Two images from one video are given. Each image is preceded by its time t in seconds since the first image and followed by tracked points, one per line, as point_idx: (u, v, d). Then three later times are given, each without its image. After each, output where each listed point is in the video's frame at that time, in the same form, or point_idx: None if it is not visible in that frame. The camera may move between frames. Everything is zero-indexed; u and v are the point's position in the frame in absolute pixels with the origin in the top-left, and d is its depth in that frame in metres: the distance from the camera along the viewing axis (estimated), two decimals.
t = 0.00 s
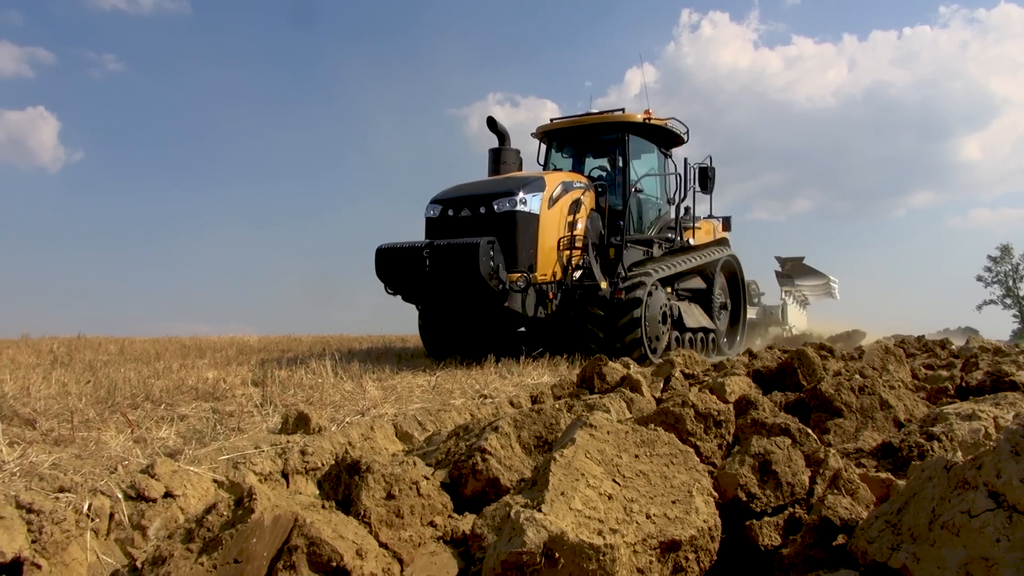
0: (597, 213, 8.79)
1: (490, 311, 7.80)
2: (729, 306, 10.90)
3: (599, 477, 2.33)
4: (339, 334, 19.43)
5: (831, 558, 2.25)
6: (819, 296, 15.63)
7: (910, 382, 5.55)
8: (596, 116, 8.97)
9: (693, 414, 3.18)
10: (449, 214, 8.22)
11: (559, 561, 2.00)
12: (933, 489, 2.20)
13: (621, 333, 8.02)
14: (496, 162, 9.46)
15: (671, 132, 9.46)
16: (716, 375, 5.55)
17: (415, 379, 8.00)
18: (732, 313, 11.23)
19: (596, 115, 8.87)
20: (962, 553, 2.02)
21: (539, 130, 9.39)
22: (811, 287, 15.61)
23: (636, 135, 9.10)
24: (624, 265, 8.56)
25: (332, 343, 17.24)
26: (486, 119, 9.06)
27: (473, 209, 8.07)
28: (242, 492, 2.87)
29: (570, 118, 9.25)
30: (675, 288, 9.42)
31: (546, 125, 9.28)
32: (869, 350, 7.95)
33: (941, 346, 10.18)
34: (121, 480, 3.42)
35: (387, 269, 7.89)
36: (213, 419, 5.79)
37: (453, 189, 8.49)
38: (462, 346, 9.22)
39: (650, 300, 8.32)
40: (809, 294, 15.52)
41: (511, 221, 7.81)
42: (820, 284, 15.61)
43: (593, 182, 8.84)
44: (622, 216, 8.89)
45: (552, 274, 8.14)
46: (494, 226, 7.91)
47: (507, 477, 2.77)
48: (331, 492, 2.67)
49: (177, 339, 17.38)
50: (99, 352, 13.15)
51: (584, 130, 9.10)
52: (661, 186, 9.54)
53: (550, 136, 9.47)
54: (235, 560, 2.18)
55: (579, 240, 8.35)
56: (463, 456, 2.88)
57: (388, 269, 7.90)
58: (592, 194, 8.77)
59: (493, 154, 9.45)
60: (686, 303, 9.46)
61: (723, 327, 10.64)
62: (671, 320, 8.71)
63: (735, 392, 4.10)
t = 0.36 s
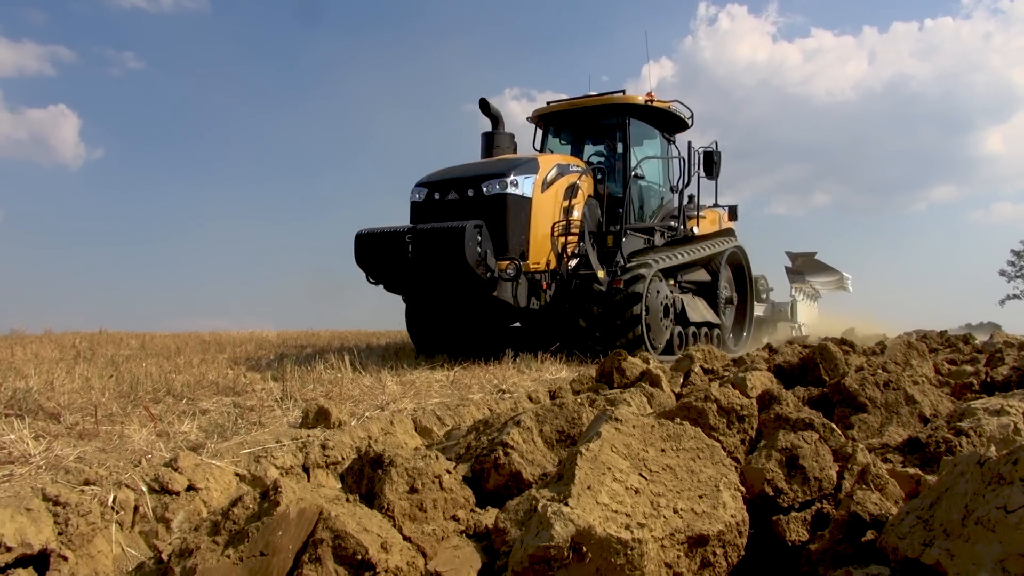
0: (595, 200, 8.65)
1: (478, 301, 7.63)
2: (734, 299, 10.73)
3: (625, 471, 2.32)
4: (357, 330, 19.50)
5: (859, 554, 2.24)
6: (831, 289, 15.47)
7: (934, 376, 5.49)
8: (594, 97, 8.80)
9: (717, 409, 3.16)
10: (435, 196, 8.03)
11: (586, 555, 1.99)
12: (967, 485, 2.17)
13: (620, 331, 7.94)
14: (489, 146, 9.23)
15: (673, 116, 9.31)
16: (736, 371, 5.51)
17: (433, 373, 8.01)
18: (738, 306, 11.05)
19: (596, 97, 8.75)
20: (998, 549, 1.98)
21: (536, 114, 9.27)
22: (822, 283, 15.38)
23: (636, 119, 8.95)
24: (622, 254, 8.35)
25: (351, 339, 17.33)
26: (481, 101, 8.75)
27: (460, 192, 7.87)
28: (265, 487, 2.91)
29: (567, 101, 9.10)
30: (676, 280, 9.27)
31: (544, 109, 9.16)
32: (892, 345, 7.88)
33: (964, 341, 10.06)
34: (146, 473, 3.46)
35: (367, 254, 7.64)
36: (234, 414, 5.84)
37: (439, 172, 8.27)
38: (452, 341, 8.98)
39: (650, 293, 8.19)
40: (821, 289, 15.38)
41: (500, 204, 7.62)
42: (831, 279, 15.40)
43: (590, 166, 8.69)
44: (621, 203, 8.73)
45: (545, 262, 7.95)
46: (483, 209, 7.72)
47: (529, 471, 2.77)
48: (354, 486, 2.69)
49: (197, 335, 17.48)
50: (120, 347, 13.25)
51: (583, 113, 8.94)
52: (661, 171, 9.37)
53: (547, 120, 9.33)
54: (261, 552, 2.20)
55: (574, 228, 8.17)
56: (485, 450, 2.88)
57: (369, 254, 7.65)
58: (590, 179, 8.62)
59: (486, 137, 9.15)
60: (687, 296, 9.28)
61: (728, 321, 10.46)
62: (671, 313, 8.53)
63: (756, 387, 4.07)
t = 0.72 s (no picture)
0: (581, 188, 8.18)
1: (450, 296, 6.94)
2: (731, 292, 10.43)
3: (644, 467, 2.31)
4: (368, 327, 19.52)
5: (882, 552, 2.23)
6: (833, 282, 15.35)
7: (950, 372, 5.45)
8: (579, 79, 8.31)
9: (732, 406, 3.13)
10: (403, 184, 7.48)
11: (607, 552, 1.98)
12: (992, 481, 2.13)
13: (607, 332, 7.38)
14: (468, 133, 8.33)
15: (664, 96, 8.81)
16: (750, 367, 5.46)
17: (444, 369, 8.00)
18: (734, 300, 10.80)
19: (580, 79, 8.25)
20: None
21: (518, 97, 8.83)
22: (824, 275, 15.26)
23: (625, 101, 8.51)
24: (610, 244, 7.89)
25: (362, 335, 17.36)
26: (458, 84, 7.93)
27: (429, 179, 7.32)
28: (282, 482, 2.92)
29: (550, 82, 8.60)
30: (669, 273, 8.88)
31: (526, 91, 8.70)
32: (907, 342, 7.82)
33: (980, 337, 9.98)
34: (160, 468, 3.46)
35: (327, 246, 7.07)
36: (248, 410, 5.85)
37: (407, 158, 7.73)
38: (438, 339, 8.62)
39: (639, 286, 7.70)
40: (822, 282, 15.28)
41: (471, 191, 7.07)
42: (833, 271, 15.22)
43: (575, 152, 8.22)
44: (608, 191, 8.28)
45: (523, 255, 7.40)
46: (453, 197, 7.18)
47: (545, 468, 2.76)
48: (371, 482, 2.69)
49: (210, 331, 17.57)
50: (134, 343, 13.33)
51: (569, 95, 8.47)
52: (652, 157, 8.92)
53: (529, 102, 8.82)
54: (279, 548, 2.20)
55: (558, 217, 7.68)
56: (500, 446, 2.88)
57: (328, 246, 7.08)
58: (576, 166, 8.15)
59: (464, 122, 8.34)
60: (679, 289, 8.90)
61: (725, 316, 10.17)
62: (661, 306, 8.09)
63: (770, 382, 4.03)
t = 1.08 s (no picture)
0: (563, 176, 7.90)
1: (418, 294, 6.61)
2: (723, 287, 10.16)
3: (662, 465, 2.31)
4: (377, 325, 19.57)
5: (901, 550, 2.22)
6: (831, 276, 15.22)
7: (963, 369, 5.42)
8: (558, 61, 8.04)
9: (746, 403, 3.12)
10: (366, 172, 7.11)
11: (626, 549, 1.98)
12: (1014, 478, 2.11)
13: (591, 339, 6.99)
14: (441, 118, 8.03)
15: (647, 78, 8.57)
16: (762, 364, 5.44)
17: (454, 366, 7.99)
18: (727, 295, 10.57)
19: (560, 60, 8.00)
20: None
21: (494, 82, 8.53)
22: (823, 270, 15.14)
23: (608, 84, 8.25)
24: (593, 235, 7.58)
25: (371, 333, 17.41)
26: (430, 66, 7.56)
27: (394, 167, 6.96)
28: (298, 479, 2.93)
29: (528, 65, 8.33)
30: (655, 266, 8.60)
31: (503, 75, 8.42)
32: (920, 339, 7.78)
33: (992, 333, 9.93)
34: (174, 466, 3.47)
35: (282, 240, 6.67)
36: (260, 407, 5.86)
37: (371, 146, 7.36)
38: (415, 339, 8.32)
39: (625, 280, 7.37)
40: (821, 276, 15.15)
41: (439, 179, 6.73)
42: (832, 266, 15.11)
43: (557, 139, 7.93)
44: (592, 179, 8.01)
45: (499, 248, 7.05)
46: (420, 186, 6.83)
47: (559, 465, 2.76)
48: (385, 479, 2.69)
49: (220, 330, 17.64)
50: (146, 342, 13.40)
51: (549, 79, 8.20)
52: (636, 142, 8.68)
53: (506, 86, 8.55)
54: (296, 545, 2.21)
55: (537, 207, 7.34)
56: (514, 444, 2.87)
57: (282, 239, 6.68)
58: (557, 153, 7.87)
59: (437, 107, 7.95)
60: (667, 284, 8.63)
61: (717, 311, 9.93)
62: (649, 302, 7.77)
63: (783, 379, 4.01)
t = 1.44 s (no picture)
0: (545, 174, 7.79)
1: (382, 302, 6.36)
2: (716, 293, 10.04)
3: (681, 474, 2.29)
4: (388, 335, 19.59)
5: (923, 561, 2.20)
6: (833, 283, 15.20)
7: (977, 377, 5.39)
8: (541, 53, 7.98)
9: (761, 411, 3.11)
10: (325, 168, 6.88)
11: (646, 558, 1.97)
12: None
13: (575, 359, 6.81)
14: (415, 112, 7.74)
15: (633, 71, 8.46)
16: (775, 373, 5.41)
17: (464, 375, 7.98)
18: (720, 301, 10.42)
19: (542, 52, 7.93)
20: None
21: (474, 75, 8.46)
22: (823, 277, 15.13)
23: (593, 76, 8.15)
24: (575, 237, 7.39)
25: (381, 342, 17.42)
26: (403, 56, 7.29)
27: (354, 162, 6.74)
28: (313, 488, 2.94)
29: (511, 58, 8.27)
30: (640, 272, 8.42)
31: (483, 67, 8.35)
32: (933, 347, 7.73)
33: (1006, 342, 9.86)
34: (187, 474, 3.49)
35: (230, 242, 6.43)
36: (272, 416, 5.87)
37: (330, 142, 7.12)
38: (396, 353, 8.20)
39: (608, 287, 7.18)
40: (822, 284, 15.13)
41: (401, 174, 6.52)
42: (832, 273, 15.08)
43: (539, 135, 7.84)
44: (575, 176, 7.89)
45: (469, 251, 6.87)
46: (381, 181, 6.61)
47: (574, 474, 2.75)
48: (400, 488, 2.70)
49: (231, 339, 17.69)
50: (158, 351, 13.46)
51: (533, 73, 8.13)
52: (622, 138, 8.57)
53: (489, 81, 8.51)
54: (312, 554, 2.21)
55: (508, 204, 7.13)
56: (528, 453, 2.87)
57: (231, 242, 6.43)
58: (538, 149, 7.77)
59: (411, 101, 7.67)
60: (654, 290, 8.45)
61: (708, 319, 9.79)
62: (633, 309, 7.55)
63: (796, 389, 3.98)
